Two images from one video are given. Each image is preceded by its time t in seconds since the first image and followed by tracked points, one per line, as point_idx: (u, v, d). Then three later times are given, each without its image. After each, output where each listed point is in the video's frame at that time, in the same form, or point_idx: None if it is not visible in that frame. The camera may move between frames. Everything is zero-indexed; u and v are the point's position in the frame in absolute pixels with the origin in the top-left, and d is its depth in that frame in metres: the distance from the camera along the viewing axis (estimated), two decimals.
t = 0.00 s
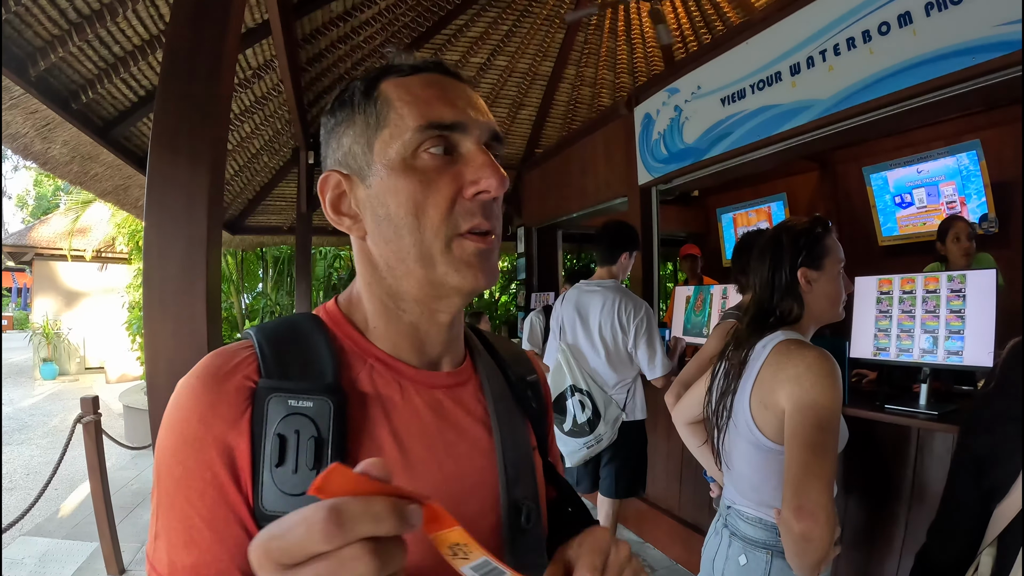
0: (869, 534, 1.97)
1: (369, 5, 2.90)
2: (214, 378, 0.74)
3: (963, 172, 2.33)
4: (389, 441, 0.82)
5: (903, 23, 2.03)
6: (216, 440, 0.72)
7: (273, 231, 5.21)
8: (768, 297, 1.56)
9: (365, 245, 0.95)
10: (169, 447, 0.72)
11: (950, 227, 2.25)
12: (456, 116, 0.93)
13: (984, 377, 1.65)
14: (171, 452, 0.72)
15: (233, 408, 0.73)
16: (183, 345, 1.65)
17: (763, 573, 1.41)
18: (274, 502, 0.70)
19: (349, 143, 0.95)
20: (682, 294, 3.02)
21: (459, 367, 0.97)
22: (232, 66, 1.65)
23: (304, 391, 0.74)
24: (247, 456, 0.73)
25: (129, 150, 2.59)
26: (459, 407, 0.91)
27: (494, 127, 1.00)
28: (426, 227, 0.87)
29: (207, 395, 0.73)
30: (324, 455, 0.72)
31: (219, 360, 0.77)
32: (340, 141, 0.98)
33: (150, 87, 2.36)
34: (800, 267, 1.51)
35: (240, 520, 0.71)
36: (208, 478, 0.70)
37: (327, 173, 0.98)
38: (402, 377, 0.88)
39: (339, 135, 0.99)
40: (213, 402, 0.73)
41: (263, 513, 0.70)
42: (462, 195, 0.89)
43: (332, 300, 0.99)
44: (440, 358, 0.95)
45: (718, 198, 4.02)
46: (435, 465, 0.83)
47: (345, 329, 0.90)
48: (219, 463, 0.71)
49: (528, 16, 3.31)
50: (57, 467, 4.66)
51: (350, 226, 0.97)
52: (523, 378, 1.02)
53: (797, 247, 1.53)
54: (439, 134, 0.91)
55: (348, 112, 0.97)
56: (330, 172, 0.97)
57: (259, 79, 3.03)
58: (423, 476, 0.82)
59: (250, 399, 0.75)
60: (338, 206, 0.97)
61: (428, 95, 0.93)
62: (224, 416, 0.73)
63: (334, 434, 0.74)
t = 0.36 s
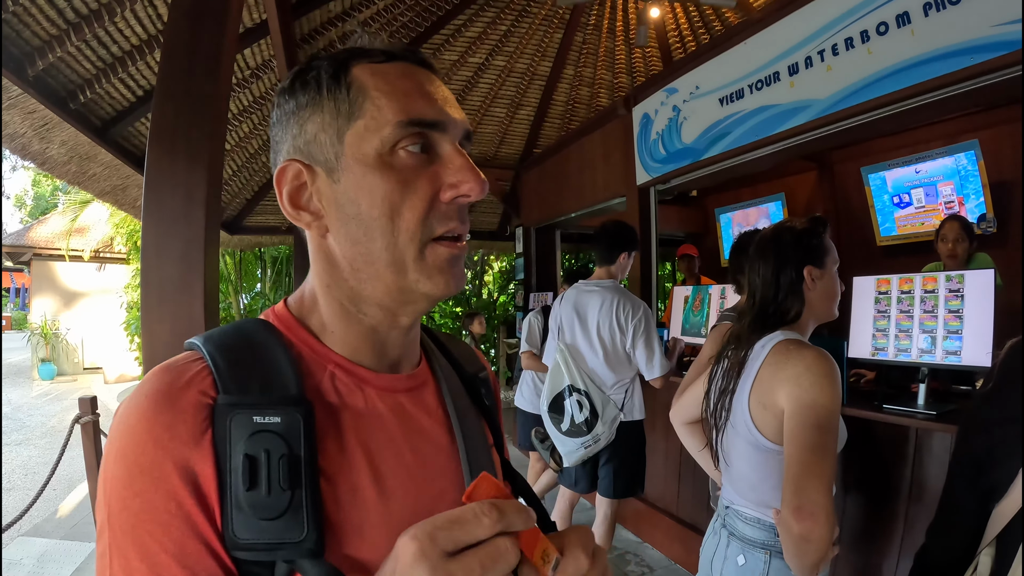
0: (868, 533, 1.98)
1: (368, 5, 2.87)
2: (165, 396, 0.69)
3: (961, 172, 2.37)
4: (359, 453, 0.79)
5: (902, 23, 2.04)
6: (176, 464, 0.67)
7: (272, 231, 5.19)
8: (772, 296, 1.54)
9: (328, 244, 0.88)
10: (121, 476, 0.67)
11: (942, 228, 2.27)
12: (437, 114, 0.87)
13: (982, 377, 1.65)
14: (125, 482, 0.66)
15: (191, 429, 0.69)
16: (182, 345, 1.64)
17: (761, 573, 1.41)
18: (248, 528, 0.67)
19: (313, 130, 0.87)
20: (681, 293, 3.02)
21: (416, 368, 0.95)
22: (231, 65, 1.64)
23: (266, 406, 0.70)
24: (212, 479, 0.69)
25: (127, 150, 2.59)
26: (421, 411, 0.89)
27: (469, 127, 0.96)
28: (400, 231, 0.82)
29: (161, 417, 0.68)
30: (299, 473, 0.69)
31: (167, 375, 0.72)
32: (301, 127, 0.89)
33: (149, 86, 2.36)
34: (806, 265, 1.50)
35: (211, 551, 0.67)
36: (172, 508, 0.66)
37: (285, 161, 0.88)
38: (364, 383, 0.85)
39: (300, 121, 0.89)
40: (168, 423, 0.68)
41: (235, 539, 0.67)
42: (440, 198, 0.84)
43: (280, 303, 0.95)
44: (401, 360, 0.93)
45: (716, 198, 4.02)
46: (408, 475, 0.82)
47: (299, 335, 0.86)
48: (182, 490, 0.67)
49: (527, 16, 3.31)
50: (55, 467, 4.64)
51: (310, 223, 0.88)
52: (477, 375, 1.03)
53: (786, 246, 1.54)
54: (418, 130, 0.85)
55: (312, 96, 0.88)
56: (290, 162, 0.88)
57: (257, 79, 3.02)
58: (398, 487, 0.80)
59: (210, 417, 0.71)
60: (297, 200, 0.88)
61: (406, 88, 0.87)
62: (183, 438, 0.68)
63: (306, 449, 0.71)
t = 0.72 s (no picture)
0: (866, 533, 1.98)
1: (367, 5, 2.86)
2: (119, 407, 0.69)
3: (960, 172, 2.36)
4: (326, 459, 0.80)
5: (900, 24, 2.04)
6: (133, 477, 0.67)
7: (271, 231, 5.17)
8: (774, 293, 1.52)
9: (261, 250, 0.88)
10: (74, 491, 0.66)
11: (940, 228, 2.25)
12: (347, 106, 0.82)
13: (979, 377, 1.66)
14: (78, 497, 0.66)
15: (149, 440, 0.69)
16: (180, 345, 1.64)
17: (760, 572, 1.41)
18: (214, 541, 0.68)
19: (241, 134, 0.87)
20: (680, 293, 3.03)
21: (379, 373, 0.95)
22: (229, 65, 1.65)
23: (226, 415, 0.72)
24: (173, 493, 0.70)
25: (125, 149, 2.59)
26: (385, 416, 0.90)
27: (405, 114, 0.88)
28: (314, 238, 0.79)
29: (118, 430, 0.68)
30: (264, 482, 0.71)
31: (121, 386, 0.72)
32: (234, 130, 0.89)
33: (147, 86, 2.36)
34: (808, 265, 1.51)
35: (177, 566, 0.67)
36: (131, 522, 0.66)
37: (221, 167, 0.90)
38: (321, 390, 0.86)
39: (234, 124, 0.90)
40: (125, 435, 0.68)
41: (203, 554, 0.68)
42: (355, 201, 0.79)
43: (242, 309, 0.95)
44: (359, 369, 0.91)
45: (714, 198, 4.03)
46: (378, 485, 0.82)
47: (259, 342, 0.87)
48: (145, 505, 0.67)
49: (525, 17, 3.31)
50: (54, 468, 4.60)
51: (247, 228, 0.89)
52: (451, 377, 1.03)
53: (784, 249, 1.53)
54: (330, 128, 0.82)
55: (242, 97, 0.89)
56: (225, 167, 0.90)
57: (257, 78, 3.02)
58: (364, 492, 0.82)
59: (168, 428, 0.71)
60: (235, 205, 0.89)
61: (318, 80, 0.83)
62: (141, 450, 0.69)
63: (269, 458, 0.72)
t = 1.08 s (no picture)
0: (866, 533, 1.98)
1: (367, 5, 2.86)
2: (106, 403, 0.70)
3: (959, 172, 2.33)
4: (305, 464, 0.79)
5: (899, 25, 2.05)
6: (115, 474, 0.68)
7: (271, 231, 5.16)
8: (779, 291, 1.51)
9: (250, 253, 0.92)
10: (58, 485, 0.67)
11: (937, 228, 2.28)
12: (312, 112, 0.84)
13: (978, 377, 1.66)
14: (60, 491, 0.66)
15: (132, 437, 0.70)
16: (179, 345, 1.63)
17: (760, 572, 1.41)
18: (190, 540, 0.68)
19: (231, 140, 0.91)
20: (677, 295, 3.02)
21: (374, 377, 0.94)
22: (229, 66, 1.65)
23: (207, 415, 0.72)
24: (153, 491, 0.70)
25: (124, 149, 2.58)
26: (373, 423, 0.88)
27: (380, 116, 0.88)
28: (283, 246, 0.82)
29: (100, 426, 0.69)
30: (241, 485, 0.70)
31: (110, 382, 0.73)
32: (227, 136, 0.93)
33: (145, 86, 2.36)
34: (813, 266, 1.51)
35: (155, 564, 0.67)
36: (111, 518, 0.66)
37: (216, 172, 0.94)
38: (309, 396, 0.85)
39: (227, 131, 0.94)
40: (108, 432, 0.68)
41: (180, 554, 0.68)
42: (320, 209, 0.81)
43: (239, 313, 0.96)
44: (347, 373, 0.91)
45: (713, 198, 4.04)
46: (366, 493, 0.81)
47: (248, 343, 0.87)
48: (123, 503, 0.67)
49: (523, 17, 3.31)
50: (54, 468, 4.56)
51: (240, 231, 0.94)
52: (450, 385, 1.02)
53: (789, 252, 1.52)
54: (297, 135, 0.84)
55: (231, 106, 0.93)
56: (218, 172, 0.94)
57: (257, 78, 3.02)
58: (345, 501, 0.80)
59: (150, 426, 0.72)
60: (229, 208, 0.93)
61: (289, 85, 0.85)
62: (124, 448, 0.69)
63: (249, 460, 0.72)
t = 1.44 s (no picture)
0: (864, 533, 1.99)
1: (364, 5, 2.86)
2: (112, 406, 0.69)
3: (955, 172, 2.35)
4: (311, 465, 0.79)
5: (896, 25, 2.05)
6: (121, 478, 0.67)
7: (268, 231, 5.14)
8: (780, 290, 1.51)
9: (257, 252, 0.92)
10: (66, 488, 0.67)
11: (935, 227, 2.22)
12: (328, 113, 0.84)
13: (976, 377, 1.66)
14: (66, 497, 0.67)
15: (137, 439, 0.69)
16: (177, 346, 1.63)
17: (757, 572, 1.41)
18: (193, 544, 0.68)
19: (241, 138, 0.91)
20: (675, 295, 3.00)
21: (381, 377, 0.94)
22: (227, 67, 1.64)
23: (211, 419, 0.71)
24: (157, 495, 0.70)
25: (121, 150, 2.58)
26: (379, 424, 0.88)
27: (394, 119, 0.88)
28: (293, 247, 0.81)
29: (105, 427, 0.68)
30: (242, 489, 0.70)
31: (116, 386, 0.72)
32: (237, 135, 0.93)
33: (143, 87, 2.36)
34: (813, 266, 1.52)
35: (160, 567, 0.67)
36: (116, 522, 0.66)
37: (224, 169, 0.93)
38: (314, 398, 0.85)
39: (235, 129, 0.93)
40: (113, 436, 0.68)
41: (184, 557, 0.68)
42: (333, 210, 0.81)
43: (244, 316, 0.96)
44: (355, 372, 0.90)
45: (711, 198, 4.05)
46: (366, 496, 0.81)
47: (253, 346, 0.87)
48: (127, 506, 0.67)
49: (521, 17, 3.31)
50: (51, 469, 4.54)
51: (247, 230, 0.93)
52: (457, 385, 1.02)
53: (790, 254, 1.52)
54: (311, 135, 0.84)
55: (241, 103, 0.92)
56: (225, 169, 0.93)
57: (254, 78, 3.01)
58: (350, 503, 0.80)
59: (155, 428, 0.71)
60: (236, 207, 0.93)
61: (304, 85, 0.84)
62: (129, 451, 0.68)
63: (250, 464, 0.71)
